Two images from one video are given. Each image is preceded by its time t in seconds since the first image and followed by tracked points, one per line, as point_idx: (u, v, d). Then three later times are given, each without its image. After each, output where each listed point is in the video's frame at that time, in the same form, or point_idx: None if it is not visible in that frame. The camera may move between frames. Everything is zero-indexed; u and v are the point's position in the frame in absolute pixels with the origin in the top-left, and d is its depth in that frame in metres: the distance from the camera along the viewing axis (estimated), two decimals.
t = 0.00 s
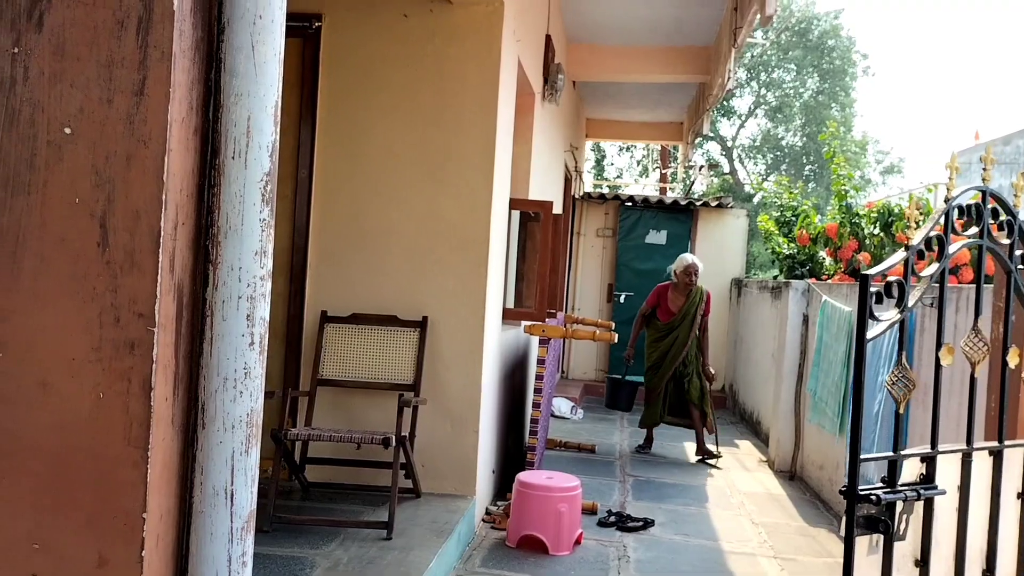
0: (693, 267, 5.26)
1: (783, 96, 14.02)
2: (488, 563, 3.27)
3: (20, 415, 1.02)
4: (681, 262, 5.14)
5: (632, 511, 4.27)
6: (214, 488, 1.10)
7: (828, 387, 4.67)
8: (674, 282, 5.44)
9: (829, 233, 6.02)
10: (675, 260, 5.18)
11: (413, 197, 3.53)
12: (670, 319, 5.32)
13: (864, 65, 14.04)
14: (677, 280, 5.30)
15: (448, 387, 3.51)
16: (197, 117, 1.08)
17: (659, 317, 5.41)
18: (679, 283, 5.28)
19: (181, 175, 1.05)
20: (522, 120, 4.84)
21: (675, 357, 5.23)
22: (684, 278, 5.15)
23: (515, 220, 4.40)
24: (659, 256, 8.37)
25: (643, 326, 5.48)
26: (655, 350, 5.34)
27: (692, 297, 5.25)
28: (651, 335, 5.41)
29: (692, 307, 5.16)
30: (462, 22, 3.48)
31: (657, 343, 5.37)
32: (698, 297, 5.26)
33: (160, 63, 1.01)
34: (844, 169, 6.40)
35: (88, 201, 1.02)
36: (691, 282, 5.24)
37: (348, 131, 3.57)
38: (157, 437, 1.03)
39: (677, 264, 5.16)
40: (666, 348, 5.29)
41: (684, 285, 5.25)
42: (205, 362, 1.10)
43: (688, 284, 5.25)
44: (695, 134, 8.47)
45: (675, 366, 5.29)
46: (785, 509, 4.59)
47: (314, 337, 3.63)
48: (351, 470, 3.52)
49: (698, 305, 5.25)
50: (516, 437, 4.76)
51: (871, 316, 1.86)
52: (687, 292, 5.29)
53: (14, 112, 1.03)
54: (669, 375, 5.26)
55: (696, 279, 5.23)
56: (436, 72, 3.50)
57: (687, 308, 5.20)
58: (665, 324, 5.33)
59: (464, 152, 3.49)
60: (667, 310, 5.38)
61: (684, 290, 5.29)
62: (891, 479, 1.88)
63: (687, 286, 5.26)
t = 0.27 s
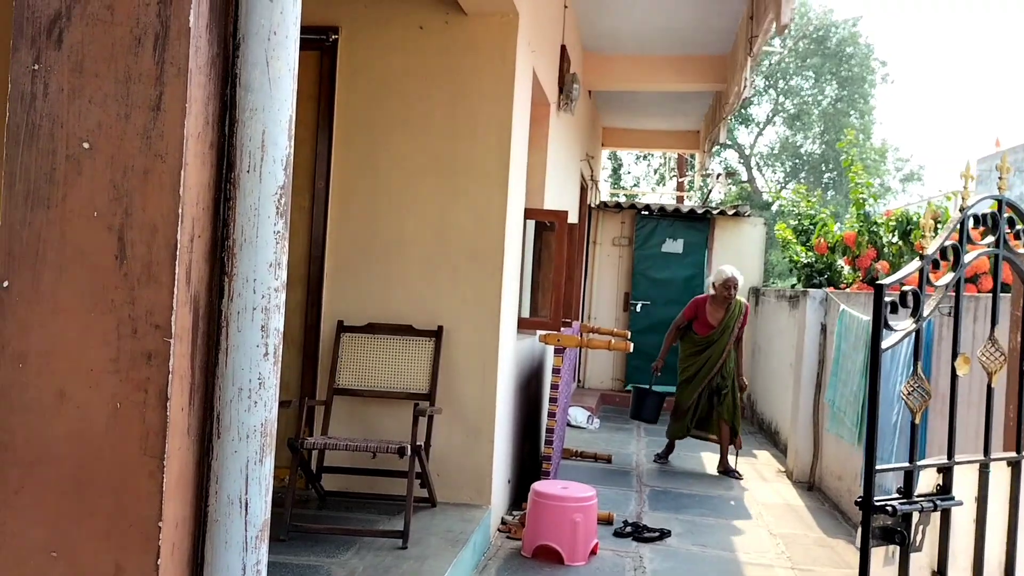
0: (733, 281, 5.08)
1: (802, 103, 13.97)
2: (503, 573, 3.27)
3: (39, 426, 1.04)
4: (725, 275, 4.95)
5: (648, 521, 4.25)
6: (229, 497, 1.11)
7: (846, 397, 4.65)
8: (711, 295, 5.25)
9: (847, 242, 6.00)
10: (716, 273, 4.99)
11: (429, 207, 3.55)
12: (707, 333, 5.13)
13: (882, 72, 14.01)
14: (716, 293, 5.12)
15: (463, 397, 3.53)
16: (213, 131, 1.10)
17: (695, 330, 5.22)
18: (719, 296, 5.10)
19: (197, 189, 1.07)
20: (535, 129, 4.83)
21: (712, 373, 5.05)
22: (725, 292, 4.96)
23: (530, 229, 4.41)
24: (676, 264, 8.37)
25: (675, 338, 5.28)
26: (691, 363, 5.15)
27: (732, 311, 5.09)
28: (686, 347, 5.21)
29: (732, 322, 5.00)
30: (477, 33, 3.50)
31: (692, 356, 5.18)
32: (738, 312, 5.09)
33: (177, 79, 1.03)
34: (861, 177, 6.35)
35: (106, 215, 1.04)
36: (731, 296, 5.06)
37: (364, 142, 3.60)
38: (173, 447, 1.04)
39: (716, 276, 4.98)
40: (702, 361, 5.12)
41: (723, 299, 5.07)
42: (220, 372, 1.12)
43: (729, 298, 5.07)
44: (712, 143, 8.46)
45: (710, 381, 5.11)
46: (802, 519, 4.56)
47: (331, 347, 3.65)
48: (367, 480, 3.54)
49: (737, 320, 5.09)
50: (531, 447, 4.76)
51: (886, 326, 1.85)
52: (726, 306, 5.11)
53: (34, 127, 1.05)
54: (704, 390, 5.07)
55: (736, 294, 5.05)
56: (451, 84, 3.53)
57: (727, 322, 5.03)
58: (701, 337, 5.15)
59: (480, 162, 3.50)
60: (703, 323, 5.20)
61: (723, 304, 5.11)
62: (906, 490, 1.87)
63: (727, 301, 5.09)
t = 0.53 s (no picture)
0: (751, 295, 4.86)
1: (807, 117, 14.03)
2: None
3: (42, 439, 1.05)
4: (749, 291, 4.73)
5: (654, 536, 4.23)
6: (231, 510, 1.12)
7: (852, 411, 4.63)
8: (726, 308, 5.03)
9: (852, 256, 6.02)
10: (737, 289, 4.75)
11: (433, 222, 3.56)
12: (728, 350, 4.92)
13: (888, 86, 13.93)
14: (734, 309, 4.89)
15: (468, 411, 3.53)
16: (216, 146, 1.11)
17: (713, 346, 4.99)
18: (737, 311, 4.87)
19: (200, 204, 1.08)
20: (540, 143, 4.85)
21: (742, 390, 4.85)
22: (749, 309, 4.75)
23: (535, 243, 4.42)
24: (681, 278, 8.37)
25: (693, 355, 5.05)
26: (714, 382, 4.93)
27: (752, 326, 4.88)
28: (706, 366, 4.98)
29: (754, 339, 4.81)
30: (481, 49, 3.53)
31: (714, 374, 4.95)
32: (758, 325, 4.89)
33: (181, 95, 1.05)
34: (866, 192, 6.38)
35: (110, 230, 1.05)
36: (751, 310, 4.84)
37: (369, 157, 3.62)
38: (175, 461, 1.05)
39: (737, 293, 4.75)
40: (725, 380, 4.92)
41: (743, 314, 4.85)
42: (222, 386, 1.12)
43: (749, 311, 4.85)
44: (717, 156, 8.47)
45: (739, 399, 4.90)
46: (809, 534, 4.53)
47: (336, 361, 3.66)
48: (372, 494, 3.53)
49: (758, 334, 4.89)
50: (536, 461, 4.75)
51: (889, 340, 1.85)
52: (745, 321, 4.90)
53: (39, 142, 1.06)
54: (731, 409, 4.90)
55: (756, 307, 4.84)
56: (456, 99, 3.55)
57: (749, 339, 4.83)
58: (722, 354, 4.94)
59: (484, 178, 3.52)
60: (722, 338, 4.98)
61: (742, 318, 4.89)
62: (911, 505, 1.86)
63: (746, 315, 4.87)
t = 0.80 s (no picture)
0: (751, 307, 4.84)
1: (805, 129, 13.99)
2: None
3: (31, 452, 1.03)
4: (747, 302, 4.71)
5: (653, 548, 4.21)
6: (221, 524, 1.10)
7: (851, 422, 4.61)
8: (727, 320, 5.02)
9: (850, 266, 6.01)
10: (735, 300, 4.75)
11: (430, 233, 3.55)
12: (729, 362, 4.89)
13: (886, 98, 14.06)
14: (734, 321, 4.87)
15: (465, 422, 3.51)
16: (207, 156, 1.10)
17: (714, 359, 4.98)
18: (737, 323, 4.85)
19: (191, 215, 1.07)
20: (537, 155, 4.85)
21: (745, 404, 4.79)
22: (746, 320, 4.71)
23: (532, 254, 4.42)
24: (679, 289, 8.37)
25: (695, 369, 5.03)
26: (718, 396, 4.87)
27: (753, 337, 4.85)
28: (708, 379, 4.95)
29: (754, 350, 4.78)
30: (478, 60, 3.53)
31: (717, 388, 4.91)
32: (758, 336, 4.86)
33: (172, 105, 1.04)
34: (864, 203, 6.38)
35: (100, 240, 1.04)
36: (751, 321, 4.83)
37: (366, 168, 3.61)
38: (165, 473, 1.03)
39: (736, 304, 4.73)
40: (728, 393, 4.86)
41: (742, 325, 4.84)
42: (213, 398, 1.11)
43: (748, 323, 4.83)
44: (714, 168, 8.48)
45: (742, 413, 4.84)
46: (809, 546, 4.51)
47: (333, 373, 3.64)
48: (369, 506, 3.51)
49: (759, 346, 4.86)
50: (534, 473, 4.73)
51: (887, 351, 1.83)
52: (745, 332, 4.88)
53: (29, 152, 1.05)
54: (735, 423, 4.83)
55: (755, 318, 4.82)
56: (454, 110, 3.55)
57: (750, 351, 4.80)
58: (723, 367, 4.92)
59: (481, 189, 3.52)
60: (723, 351, 4.96)
61: (742, 329, 4.88)
62: (910, 517, 1.85)
63: (745, 327, 4.85)
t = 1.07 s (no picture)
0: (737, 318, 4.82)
1: (794, 142, 14.05)
2: None
3: (17, 467, 1.01)
4: (732, 314, 4.70)
5: (647, 562, 4.18)
6: (211, 541, 1.08)
7: (845, 435, 4.59)
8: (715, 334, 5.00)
9: (841, 278, 6.00)
10: (720, 312, 4.75)
11: (423, 245, 3.54)
12: (716, 375, 4.87)
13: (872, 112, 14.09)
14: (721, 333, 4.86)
15: (458, 435, 3.49)
16: (198, 165, 1.08)
17: (702, 373, 4.96)
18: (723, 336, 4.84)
19: (181, 224, 1.05)
20: (529, 167, 4.85)
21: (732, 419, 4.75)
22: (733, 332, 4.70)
23: (524, 266, 4.41)
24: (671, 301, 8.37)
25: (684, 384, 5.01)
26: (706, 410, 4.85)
27: (740, 350, 4.82)
28: (696, 393, 4.93)
29: (741, 361, 4.75)
30: (471, 71, 3.53)
31: (705, 403, 4.88)
32: (746, 349, 4.84)
33: (162, 113, 1.02)
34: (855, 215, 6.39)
35: (88, 250, 1.02)
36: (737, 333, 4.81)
37: (358, 180, 3.60)
38: (154, 489, 1.01)
39: (720, 316, 4.72)
40: (716, 407, 4.83)
41: (728, 338, 4.82)
42: (203, 412, 1.08)
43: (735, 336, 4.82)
44: (705, 180, 8.50)
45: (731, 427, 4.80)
46: (803, 559, 4.49)
47: (324, 386, 3.62)
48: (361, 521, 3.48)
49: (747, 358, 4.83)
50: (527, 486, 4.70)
51: (885, 362, 1.82)
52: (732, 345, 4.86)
53: (16, 161, 1.03)
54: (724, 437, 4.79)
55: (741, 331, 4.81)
56: (446, 121, 3.54)
57: (736, 363, 4.77)
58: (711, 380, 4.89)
59: (474, 201, 3.50)
60: (711, 365, 4.94)
61: (728, 342, 4.86)
62: (909, 529, 1.83)
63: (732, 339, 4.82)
